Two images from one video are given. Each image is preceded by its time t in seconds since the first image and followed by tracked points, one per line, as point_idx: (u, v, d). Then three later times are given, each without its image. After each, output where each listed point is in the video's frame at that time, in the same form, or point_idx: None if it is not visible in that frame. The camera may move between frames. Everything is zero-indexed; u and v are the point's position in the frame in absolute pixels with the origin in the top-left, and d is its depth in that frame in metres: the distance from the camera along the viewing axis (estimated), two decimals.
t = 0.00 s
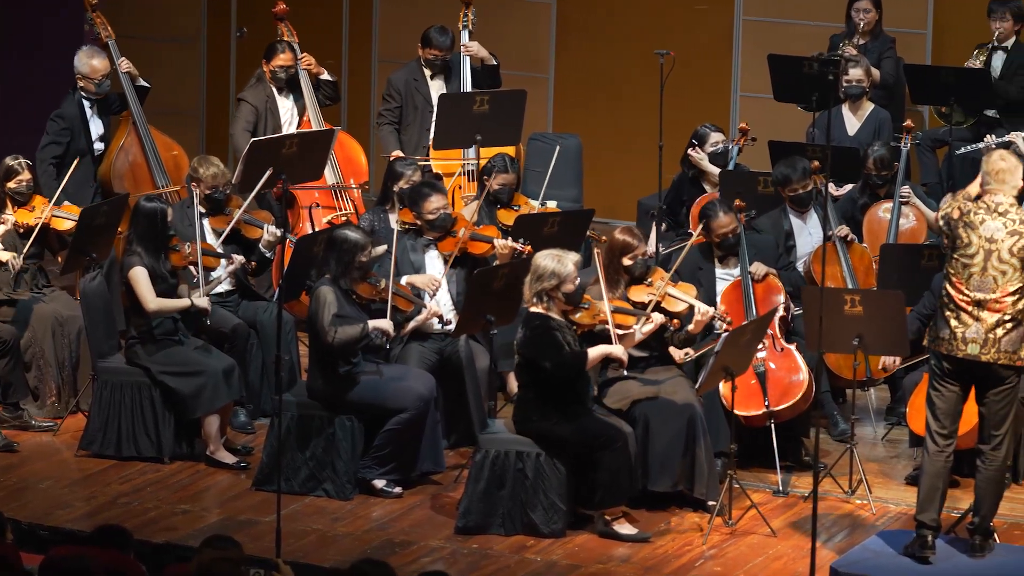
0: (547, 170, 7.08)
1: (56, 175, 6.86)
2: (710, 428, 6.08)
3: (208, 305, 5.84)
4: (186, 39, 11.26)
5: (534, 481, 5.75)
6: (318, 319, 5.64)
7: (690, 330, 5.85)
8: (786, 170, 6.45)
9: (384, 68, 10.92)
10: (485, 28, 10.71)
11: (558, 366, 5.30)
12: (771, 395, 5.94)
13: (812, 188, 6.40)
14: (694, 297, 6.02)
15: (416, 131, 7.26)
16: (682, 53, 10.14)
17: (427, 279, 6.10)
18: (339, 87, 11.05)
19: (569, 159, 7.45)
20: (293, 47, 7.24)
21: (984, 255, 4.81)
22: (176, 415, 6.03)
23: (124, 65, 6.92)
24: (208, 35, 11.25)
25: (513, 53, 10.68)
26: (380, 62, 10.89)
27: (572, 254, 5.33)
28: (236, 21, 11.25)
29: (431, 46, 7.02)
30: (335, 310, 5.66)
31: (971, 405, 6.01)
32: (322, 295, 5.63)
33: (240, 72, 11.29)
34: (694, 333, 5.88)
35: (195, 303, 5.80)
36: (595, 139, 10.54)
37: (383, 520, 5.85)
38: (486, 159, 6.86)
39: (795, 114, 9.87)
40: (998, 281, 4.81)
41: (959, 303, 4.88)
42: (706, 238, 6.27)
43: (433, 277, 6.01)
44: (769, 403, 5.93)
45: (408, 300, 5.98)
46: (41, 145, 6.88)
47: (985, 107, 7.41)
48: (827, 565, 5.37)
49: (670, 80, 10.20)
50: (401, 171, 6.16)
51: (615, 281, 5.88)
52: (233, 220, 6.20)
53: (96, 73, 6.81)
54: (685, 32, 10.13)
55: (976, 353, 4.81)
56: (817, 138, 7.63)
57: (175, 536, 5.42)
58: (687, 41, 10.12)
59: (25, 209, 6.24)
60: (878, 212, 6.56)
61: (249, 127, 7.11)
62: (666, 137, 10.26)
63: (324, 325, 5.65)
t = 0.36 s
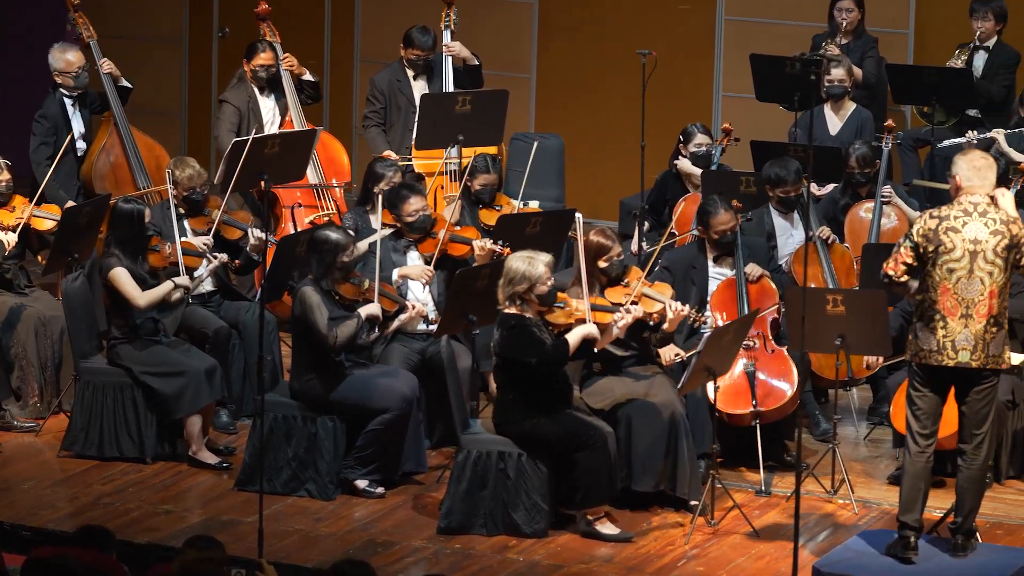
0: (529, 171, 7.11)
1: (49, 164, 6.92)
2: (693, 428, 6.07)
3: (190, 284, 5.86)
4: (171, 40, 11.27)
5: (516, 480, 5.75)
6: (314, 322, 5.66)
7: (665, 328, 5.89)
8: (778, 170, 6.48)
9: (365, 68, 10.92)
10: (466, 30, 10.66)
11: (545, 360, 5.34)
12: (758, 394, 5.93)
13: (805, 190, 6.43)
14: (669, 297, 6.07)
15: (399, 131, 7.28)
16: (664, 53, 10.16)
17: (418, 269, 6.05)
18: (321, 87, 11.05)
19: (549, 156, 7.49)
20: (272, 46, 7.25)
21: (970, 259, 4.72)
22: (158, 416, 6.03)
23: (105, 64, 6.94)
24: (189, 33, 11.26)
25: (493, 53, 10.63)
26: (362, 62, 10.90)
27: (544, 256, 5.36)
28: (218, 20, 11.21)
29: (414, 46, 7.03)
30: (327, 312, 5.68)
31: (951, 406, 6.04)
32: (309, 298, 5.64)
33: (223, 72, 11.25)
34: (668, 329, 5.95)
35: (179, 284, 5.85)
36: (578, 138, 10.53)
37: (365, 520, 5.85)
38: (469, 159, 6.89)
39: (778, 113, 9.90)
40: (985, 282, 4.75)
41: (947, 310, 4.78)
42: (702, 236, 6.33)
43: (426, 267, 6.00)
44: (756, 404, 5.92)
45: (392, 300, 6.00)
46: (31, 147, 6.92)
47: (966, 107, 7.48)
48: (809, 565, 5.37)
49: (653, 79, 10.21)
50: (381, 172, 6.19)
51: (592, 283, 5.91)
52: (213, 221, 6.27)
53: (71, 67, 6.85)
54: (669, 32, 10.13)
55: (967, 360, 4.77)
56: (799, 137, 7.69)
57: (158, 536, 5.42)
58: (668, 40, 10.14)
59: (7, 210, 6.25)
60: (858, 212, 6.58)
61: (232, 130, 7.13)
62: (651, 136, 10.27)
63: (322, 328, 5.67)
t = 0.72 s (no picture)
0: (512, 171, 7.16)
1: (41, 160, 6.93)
2: (675, 428, 6.06)
3: (168, 302, 5.88)
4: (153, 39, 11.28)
5: (497, 480, 5.74)
6: (292, 323, 5.66)
7: (648, 328, 5.91)
8: (764, 167, 6.55)
9: (347, 69, 10.95)
10: (447, 27, 10.76)
11: (512, 372, 5.33)
12: (743, 394, 5.93)
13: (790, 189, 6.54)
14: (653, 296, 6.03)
15: (383, 131, 7.31)
16: (645, 53, 10.23)
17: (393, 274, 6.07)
18: (302, 87, 11.10)
19: (532, 157, 7.54)
20: (253, 46, 7.29)
21: (952, 255, 4.69)
22: (140, 416, 6.03)
23: (88, 64, 6.95)
24: (172, 34, 11.26)
25: (474, 51, 10.72)
26: (344, 61, 10.93)
27: (524, 257, 5.34)
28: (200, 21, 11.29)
29: (397, 46, 7.06)
30: (306, 312, 5.67)
31: (932, 408, 6.02)
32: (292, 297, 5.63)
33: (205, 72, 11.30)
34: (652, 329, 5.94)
35: (156, 300, 5.86)
36: (558, 134, 10.66)
37: (347, 520, 5.85)
38: (452, 159, 6.92)
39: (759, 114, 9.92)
40: (968, 278, 4.71)
41: (933, 308, 4.73)
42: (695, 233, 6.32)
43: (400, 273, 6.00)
44: (741, 403, 5.92)
45: (374, 301, 5.98)
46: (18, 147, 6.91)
47: (947, 107, 7.54)
48: (791, 564, 5.36)
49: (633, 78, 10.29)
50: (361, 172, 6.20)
51: (572, 280, 5.91)
52: (198, 219, 6.24)
53: (52, 65, 6.88)
54: (641, 32, 10.24)
55: (957, 356, 4.72)
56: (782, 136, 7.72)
57: (139, 536, 5.40)
58: (648, 40, 10.21)
59: None
60: (840, 211, 6.60)
61: (219, 131, 7.17)
62: (630, 135, 10.38)
63: (299, 329, 5.67)
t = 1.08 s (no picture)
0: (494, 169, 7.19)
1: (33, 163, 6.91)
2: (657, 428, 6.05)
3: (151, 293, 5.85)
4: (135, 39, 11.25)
5: (479, 480, 5.72)
6: (286, 318, 5.65)
7: (635, 336, 5.79)
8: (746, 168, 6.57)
9: (328, 69, 10.99)
10: (429, 27, 10.75)
11: (489, 374, 5.29)
12: (729, 394, 5.91)
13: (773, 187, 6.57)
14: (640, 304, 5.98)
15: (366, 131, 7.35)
16: (626, 53, 10.26)
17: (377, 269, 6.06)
18: (283, 87, 11.13)
19: (514, 156, 7.58)
20: (236, 48, 7.36)
21: (928, 252, 4.70)
22: (122, 416, 6.04)
23: (70, 63, 7.01)
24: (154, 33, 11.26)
25: (455, 50, 10.77)
26: (326, 61, 10.97)
27: (513, 258, 5.32)
28: (182, 21, 11.27)
29: (379, 46, 7.12)
30: (298, 307, 5.68)
31: (914, 408, 6.02)
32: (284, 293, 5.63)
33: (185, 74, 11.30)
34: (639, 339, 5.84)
35: (139, 292, 5.84)
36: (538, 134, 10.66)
37: (330, 519, 5.84)
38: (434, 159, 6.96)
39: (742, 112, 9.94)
40: (944, 276, 4.71)
41: (905, 302, 4.75)
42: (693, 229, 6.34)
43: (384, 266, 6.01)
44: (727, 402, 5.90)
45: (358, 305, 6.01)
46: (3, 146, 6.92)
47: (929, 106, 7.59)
48: (773, 564, 5.36)
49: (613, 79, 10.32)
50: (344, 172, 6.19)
51: (563, 283, 5.87)
52: (179, 220, 6.24)
53: (33, 62, 6.93)
54: (634, 33, 10.23)
55: (926, 351, 4.72)
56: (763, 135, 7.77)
57: (121, 536, 5.39)
58: (630, 41, 10.24)
59: None
60: (822, 211, 6.69)
61: (205, 131, 7.18)
62: (611, 136, 10.40)
63: (296, 322, 5.67)
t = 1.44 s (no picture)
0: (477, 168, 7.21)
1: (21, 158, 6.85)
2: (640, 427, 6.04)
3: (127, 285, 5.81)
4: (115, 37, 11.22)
5: (461, 479, 5.69)
6: (268, 322, 5.66)
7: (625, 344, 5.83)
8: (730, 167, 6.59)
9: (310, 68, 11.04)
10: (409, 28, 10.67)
11: (500, 367, 5.34)
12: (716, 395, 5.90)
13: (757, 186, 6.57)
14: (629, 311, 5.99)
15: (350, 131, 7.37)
16: (609, 50, 10.36)
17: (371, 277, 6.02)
18: (265, 86, 11.12)
19: (496, 154, 7.59)
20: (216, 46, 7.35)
21: (909, 249, 4.72)
22: (104, 415, 6.03)
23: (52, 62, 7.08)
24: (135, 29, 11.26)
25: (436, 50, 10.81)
26: (308, 60, 11.00)
27: (508, 262, 5.35)
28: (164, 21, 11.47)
29: (362, 45, 7.12)
30: (284, 315, 5.69)
31: (897, 408, 6.01)
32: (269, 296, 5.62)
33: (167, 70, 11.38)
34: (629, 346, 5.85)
35: (119, 288, 5.81)
36: (520, 134, 10.74)
37: (312, 518, 5.83)
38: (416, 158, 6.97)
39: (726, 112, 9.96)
40: (921, 274, 4.70)
41: (882, 298, 4.77)
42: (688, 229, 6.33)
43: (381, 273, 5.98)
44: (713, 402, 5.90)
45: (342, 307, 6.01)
46: None
47: (911, 105, 7.61)
48: (755, 562, 5.34)
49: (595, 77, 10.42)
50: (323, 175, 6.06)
51: (554, 288, 5.80)
52: (160, 221, 6.26)
53: (17, 62, 6.86)
54: (617, 33, 10.32)
55: (897, 348, 4.69)
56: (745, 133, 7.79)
57: (103, 535, 5.37)
58: (613, 39, 10.34)
59: None
60: (805, 209, 6.70)
61: (190, 130, 7.20)
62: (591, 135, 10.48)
63: (278, 332, 5.66)
